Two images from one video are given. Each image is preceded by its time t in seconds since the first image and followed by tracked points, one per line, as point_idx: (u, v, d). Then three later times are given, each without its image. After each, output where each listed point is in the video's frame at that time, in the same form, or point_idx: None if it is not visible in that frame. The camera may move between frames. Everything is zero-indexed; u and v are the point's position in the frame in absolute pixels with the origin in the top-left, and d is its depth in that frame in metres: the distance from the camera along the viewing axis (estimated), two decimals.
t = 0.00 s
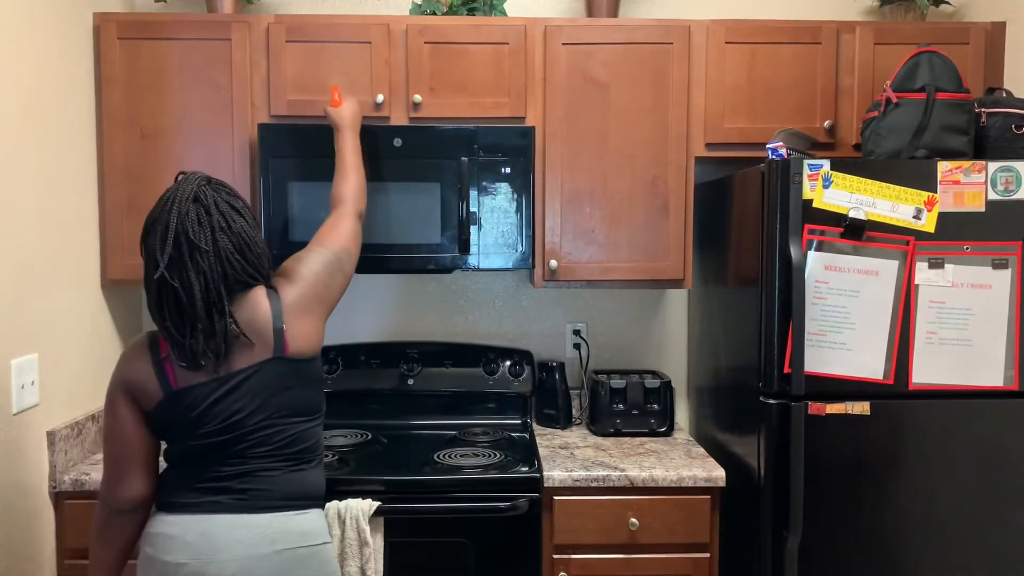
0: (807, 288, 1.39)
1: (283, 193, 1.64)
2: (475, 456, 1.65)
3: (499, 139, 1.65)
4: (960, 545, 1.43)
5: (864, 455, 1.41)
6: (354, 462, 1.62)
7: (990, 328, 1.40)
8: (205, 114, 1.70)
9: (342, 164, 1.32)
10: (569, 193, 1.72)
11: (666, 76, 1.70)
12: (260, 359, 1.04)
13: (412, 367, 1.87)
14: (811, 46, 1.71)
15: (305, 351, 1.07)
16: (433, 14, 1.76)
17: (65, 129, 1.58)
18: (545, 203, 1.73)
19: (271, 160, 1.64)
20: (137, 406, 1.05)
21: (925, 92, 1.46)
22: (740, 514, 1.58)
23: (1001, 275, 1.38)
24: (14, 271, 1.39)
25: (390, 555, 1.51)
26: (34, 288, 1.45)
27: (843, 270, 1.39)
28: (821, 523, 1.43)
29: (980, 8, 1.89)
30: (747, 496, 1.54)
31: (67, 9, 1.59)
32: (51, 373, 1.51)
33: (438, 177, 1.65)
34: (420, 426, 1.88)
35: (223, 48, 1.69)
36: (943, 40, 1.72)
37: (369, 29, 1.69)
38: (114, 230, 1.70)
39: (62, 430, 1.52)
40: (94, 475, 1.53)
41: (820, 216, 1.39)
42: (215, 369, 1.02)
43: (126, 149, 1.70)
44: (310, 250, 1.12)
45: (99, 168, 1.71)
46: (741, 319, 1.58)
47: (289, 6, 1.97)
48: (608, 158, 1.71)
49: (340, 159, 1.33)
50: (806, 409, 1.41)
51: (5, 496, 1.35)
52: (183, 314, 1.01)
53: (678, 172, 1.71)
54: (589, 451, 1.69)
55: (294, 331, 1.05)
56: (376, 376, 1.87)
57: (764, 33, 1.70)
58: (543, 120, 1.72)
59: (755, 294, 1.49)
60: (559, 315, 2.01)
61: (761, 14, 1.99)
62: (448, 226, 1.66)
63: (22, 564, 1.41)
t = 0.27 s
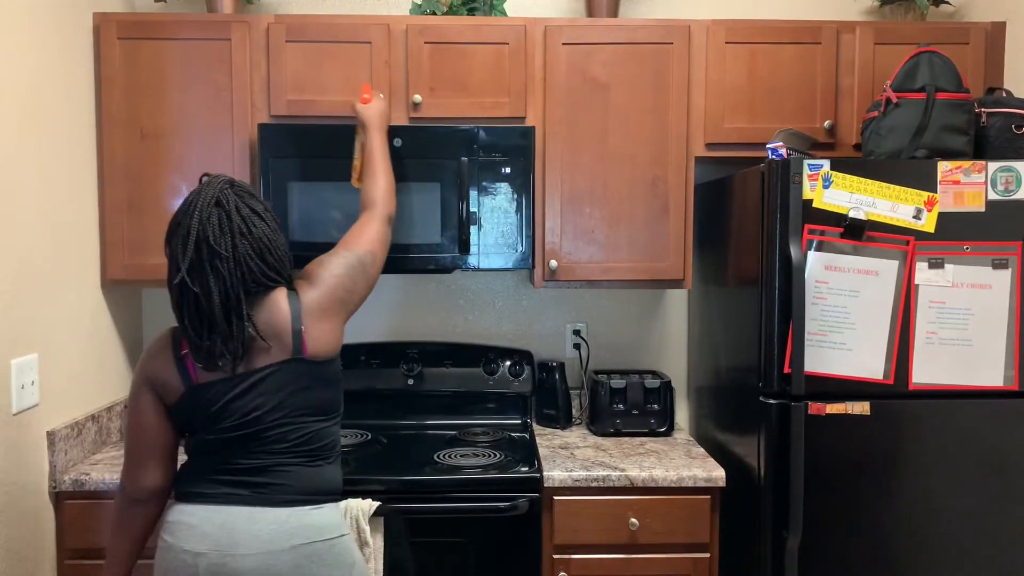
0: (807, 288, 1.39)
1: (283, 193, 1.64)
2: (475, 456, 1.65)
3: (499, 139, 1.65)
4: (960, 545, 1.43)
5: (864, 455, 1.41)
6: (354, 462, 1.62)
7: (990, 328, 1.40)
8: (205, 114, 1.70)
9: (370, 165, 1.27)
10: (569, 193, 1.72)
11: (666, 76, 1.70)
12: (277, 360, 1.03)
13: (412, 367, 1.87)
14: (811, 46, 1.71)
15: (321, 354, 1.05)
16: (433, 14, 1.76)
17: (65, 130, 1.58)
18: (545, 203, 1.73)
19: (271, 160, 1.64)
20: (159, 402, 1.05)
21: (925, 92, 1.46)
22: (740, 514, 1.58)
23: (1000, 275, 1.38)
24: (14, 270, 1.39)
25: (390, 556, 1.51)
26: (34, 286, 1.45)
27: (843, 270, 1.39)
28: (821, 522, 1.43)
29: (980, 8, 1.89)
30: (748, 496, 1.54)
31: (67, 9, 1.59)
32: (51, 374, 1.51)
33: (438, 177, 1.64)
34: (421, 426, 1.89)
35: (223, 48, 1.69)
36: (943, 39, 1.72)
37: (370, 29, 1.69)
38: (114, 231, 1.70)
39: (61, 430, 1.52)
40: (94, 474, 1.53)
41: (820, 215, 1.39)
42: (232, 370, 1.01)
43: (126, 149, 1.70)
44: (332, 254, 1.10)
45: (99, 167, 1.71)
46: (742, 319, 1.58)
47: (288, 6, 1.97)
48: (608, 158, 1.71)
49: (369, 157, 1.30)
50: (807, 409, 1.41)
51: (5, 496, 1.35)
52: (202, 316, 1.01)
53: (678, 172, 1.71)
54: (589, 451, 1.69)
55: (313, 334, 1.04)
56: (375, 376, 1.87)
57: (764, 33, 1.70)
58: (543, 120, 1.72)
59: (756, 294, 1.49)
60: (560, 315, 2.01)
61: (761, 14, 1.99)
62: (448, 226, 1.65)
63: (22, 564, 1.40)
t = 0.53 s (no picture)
0: (807, 288, 1.39)
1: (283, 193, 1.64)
2: (475, 456, 1.65)
3: (499, 139, 1.65)
4: (961, 545, 1.43)
5: (865, 455, 1.41)
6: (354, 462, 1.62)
7: (990, 328, 1.40)
8: (205, 114, 1.70)
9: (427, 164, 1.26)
10: (569, 193, 1.72)
11: (666, 75, 1.70)
12: (335, 364, 1.01)
13: (412, 367, 1.87)
14: (811, 46, 1.71)
15: (378, 358, 1.04)
16: (433, 14, 1.76)
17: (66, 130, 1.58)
18: (545, 203, 1.73)
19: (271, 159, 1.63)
20: (218, 406, 1.02)
21: (925, 92, 1.46)
22: (740, 514, 1.58)
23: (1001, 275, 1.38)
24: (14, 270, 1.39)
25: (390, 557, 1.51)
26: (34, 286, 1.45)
27: (844, 270, 1.39)
28: (821, 522, 1.43)
29: (980, 8, 1.89)
30: (748, 496, 1.54)
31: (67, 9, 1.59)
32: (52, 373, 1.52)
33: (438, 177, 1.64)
34: (420, 426, 1.89)
35: (223, 48, 1.69)
36: (943, 39, 1.72)
37: (370, 30, 1.69)
38: (114, 232, 1.70)
39: (61, 431, 1.52)
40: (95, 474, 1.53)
41: (820, 215, 1.39)
42: (290, 372, 0.99)
43: (126, 149, 1.70)
44: (386, 255, 1.07)
45: (100, 167, 1.71)
46: (742, 319, 1.58)
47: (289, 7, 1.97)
48: (609, 158, 1.71)
49: (430, 156, 1.28)
50: (807, 409, 1.41)
51: (5, 496, 1.35)
52: (259, 318, 0.98)
53: (678, 172, 1.71)
54: (589, 451, 1.69)
55: (368, 338, 1.02)
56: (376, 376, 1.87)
57: (764, 33, 1.71)
58: (543, 120, 1.72)
59: (756, 294, 1.49)
60: (559, 315, 2.01)
61: (761, 14, 1.99)
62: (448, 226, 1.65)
63: (22, 564, 1.40)
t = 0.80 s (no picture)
0: (807, 288, 1.39)
1: (283, 193, 1.64)
2: (475, 456, 1.65)
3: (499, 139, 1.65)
4: (961, 545, 1.43)
5: (865, 455, 1.41)
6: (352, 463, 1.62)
7: (990, 328, 1.40)
8: (205, 115, 1.70)
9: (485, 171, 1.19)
10: (568, 193, 1.72)
11: (666, 76, 1.70)
12: (422, 368, 1.01)
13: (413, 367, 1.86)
14: (811, 46, 1.71)
15: (458, 360, 1.03)
16: (433, 14, 1.76)
17: (66, 130, 1.58)
18: (545, 203, 1.72)
19: (270, 159, 1.63)
20: (305, 413, 0.99)
21: (925, 92, 1.46)
22: (740, 514, 1.58)
23: (1001, 276, 1.38)
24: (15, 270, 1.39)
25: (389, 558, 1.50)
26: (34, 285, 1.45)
27: (844, 270, 1.39)
28: (821, 522, 1.43)
29: (980, 8, 1.89)
30: (748, 496, 1.54)
31: (67, 9, 1.59)
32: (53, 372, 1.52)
33: (438, 176, 1.64)
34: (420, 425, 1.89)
35: (223, 48, 1.69)
36: (943, 39, 1.72)
37: (370, 30, 1.69)
38: (115, 232, 1.70)
39: (62, 431, 1.52)
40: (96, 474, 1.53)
41: (820, 216, 1.39)
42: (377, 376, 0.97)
43: (126, 149, 1.70)
44: (456, 261, 1.07)
45: (100, 167, 1.71)
46: (742, 320, 1.58)
47: (289, 7, 1.97)
48: (608, 158, 1.71)
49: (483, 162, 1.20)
50: (807, 410, 1.41)
51: (5, 496, 1.34)
52: (350, 321, 0.96)
53: (678, 172, 1.72)
54: (589, 451, 1.69)
55: (449, 342, 1.01)
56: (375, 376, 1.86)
57: (764, 33, 1.71)
58: (543, 120, 1.72)
59: (756, 294, 1.49)
60: (559, 315, 2.01)
61: (762, 14, 1.99)
62: (448, 227, 1.64)
63: (22, 564, 1.40)
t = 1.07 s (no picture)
0: (807, 288, 1.39)
1: (283, 193, 1.64)
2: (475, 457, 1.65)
3: (499, 139, 1.64)
4: (961, 545, 1.43)
5: (865, 455, 1.41)
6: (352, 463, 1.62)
7: (990, 329, 1.40)
8: (205, 115, 1.70)
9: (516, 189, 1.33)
10: (568, 193, 1.72)
11: (666, 76, 1.70)
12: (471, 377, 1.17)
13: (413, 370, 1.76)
14: (811, 46, 1.71)
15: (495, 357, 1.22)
16: (433, 14, 1.76)
17: (66, 131, 1.58)
18: (545, 203, 1.72)
19: (271, 159, 1.64)
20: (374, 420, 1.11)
21: (925, 92, 1.46)
22: (740, 514, 1.58)
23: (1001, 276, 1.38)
24: (15, 270, 1.39)
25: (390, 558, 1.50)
26: (34, 285, 1.45)
27: (844, 270, 1.39)
28: (821, 522, 1.43)
29: (980, 9, 1.89)
30: (748, 496, 1.54)
31: (68, 9, 1.59)
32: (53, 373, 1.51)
33: (438, 177, 1.63)
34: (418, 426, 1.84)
35: (223, 48, 1.69)
36: (943, 39, 1.72)
37: (370, 30, 1.69)
38: (115, 232, 1.70)
39: (61, 431, 1.52)
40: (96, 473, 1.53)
41: (820, 216, 1.39)
42: (434, 373, 1.58)
43: (126, 149, 1.70)
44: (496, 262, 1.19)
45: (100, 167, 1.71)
46: (742, 320, 1.58)
47: (289, 7, 1.97)
48: (608, 158, 1.72)
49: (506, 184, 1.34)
50: (807, 410, 1.41)
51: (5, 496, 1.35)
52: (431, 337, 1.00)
53: (678, 172, 1.72)
54: (589, 451, 1.69)
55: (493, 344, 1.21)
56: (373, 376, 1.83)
57: (764, 33, 1.71)
58: (543, 120, 1.72)
59: (755, 294, 1.49)
60: (559, 316, 2.00)
61: (761, 14, 1.99)
62: (448, 227, 1.61)
63: (21, 564, 1.40)
